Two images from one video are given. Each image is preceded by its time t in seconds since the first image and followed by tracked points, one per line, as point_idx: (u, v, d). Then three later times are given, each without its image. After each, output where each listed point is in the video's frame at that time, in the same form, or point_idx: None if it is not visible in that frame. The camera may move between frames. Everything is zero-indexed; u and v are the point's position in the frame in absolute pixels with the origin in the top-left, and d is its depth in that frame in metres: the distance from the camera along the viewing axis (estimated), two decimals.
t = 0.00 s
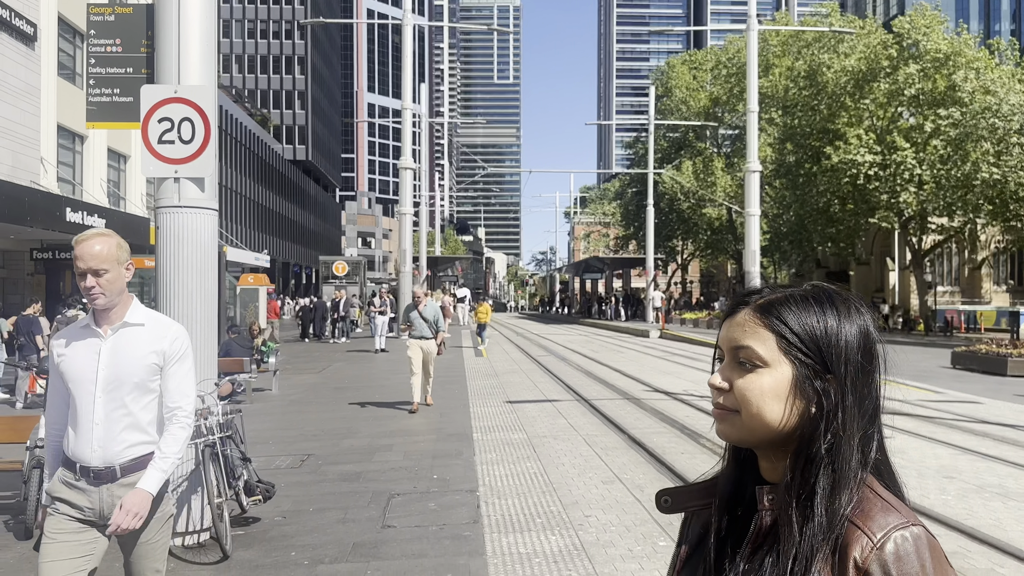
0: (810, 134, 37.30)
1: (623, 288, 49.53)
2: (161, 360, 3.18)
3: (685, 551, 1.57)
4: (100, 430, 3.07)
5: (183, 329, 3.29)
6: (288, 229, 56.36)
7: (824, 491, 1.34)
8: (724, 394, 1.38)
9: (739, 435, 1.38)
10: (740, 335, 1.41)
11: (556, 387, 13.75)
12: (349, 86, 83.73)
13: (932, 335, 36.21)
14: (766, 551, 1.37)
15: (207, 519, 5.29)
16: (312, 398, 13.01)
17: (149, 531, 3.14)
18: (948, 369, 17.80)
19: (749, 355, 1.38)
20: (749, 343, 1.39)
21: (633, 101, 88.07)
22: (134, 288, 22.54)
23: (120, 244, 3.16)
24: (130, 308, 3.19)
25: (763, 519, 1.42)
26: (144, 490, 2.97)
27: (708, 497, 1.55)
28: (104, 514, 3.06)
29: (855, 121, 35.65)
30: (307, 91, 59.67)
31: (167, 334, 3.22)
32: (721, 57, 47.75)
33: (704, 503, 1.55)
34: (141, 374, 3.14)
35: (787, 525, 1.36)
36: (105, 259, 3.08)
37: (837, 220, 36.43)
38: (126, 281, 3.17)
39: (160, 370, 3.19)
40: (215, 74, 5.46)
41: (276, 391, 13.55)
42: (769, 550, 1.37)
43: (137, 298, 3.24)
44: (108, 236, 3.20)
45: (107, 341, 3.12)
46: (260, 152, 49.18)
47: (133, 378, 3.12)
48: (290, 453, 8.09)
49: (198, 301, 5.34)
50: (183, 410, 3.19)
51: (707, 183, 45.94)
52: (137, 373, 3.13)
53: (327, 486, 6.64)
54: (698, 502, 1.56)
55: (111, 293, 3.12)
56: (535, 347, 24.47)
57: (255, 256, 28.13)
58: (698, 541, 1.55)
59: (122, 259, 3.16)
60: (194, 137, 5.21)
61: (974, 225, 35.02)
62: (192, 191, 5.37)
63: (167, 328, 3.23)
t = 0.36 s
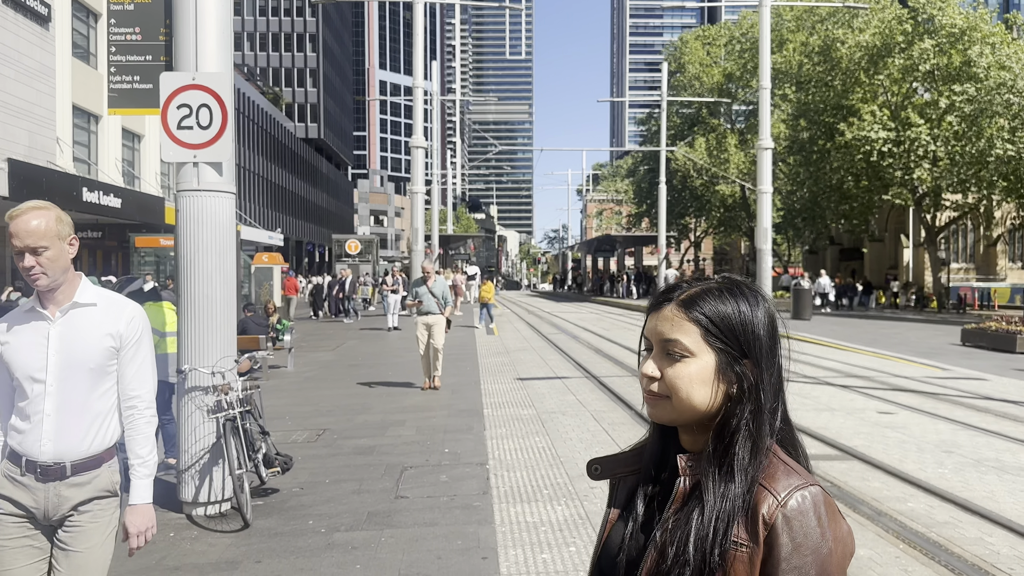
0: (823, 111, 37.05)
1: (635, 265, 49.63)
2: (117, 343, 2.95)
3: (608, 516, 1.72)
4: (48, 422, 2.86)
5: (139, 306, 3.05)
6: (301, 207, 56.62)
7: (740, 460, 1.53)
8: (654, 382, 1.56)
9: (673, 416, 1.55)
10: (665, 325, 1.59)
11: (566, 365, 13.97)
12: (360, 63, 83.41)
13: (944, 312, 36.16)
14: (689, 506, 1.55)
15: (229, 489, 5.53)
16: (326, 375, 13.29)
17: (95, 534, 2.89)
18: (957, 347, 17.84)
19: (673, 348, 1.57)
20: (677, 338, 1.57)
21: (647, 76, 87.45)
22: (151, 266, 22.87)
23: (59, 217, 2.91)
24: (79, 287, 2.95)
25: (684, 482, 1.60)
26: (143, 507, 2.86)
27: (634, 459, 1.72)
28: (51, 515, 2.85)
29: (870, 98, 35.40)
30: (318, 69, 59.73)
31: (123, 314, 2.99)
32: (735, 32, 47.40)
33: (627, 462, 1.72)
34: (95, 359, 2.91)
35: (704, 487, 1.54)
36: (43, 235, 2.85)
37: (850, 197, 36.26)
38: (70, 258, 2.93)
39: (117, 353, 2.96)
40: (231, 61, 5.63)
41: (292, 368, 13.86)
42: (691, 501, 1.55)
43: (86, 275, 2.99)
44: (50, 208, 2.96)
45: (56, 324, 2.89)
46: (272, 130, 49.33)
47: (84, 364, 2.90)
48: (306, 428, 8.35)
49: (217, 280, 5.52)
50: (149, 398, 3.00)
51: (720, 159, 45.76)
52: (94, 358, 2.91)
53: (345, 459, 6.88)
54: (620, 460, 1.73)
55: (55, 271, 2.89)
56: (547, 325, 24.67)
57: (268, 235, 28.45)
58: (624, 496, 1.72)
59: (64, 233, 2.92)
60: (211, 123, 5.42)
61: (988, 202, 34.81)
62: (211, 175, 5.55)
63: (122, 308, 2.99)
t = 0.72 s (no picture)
0: (836, 91, 36.94)
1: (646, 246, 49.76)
2: (90, 344, 2.69)
3: (514, 462, 1.90)
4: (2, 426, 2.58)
5: (115, 301, 2.76)
6: (314, 189, 56.95)
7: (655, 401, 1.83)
8: (593, 339, 1.86)
9: (608, 368, 1.85)
10: (599, 291, 1.89)
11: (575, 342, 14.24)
12: (371, 44, 83.37)
13: (955, 293, 36.13)
14: (613, 431, 1.80)
15: (254, 456, 5.86)
16: (342, 353, 13.62)
17: (49, 544, 2.60)
18: (964, 325, 17.99)
19: (607, 317, 1.88)
20: (609, 304, 1.88)
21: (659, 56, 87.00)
22: (168, 246, 23.20)
23: (29, 200, 2.62)
24: (48, 279, 2.67)
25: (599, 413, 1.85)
26: (152, 506, 2.71)
27: (538, 411, 1.94)
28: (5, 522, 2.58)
29: (883, 77, 35.20)
30: (330, 51, 59.88)
31: (96, 311, 2.70)
32: (747, 11, 47.20)
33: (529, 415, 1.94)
34: (61, 361, 2.64)
35: (622, 419, 1.82)
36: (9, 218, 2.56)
37: (862, 177, 36.25)
38: (39, 247, 2.64)
39: (90, 355, 2.70)
40: (253, 48, 5.89)
41: (308, 346, 14.19)
42: (612, 433, 1.80)
43: (56, 266, 2.72)
44: (20, 188, 2.68)
45: (19, 319, 2.61)
46: (285, 112, 49.59)
47: (50, 363, 2.63)
48: (324, 401, 8.68)
49: (242, 258, 5.82)
50: (129, 401, 2.75)
51: (732, 139, 45.66)
52: (60, 357, 2.64)
53: (362, 429, 7.19)
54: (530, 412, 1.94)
55: (21, 260, 2.62)
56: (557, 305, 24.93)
57: (282, 216, 28.80)
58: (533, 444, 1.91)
59: (33, 217, 2.63)
60: (235, 107, 5.69)
61: (1000, 181, 34.65)
62: (235, 156, 5.81)
63: (95, 303, 2.71)
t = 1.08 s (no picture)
0: (844, 73, 36.86)
1: (653, 229, 49.89)
2: (35, 323, 2.34)
3: (478, 445, 1.90)
4: None
5: (71, 279, 2.42)
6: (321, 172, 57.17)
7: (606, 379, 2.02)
8: (561, 322, 1.95)
9: (576, 352, 1.95)
10: (561, 276, 1.97)
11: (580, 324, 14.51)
12: (378, 26, 83.20)
13: (961, 275, 36.13)
14: (580, 412, 1.94)
15: (271, 430, 6.19)
16: (351, 334, 13.91)
17: None
18: (967, 308, 18.17)
19: (569, 302, 1.97)
20: (572, 290, 1.98)
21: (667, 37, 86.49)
22: (178, 230, 23.42)
23: None
24: None
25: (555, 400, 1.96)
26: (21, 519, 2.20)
27: (486, 392, 1.96)
28: None
29: (891, 58, 35.02)
30: (337, 33, 59.90)
31: (45, 288, 2.37)
32: None
33: (475, 399, 1.96)
34: None
35: (586, 391, 1.97)
36: None
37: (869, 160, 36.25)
38: None
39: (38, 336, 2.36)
40: (268, 40, 6.12)
41: (319, 328, 14.48)
42: (577, 414, 1.94)
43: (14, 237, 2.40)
44: None
45: None
46: (292, 95, 49.71)
47: None
48: (336, 380, 9.00)
49: (261, 244, 6.10)
50: (69, 390, 2.36)
51: (739, 121, 45.59)
52: None
53: (374, 408, 7.48)
54: (485, 396, 1.95)
55: None
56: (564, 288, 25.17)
57: (290, 200, 29.02)
58: (491, 426, 1.92)
59: None
60: (252, 99, 5.94)
61: (1006, 164, 34.58)
62: (251, 146, 6.07)
63: (48, 278, 2.38)
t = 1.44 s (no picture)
0: (846, 57, 36.81)
1: (654, 214, 50.01)
2: None
3: (430, 408, 1.97)
4: None
5: None
6: (324, 158, 57.29)
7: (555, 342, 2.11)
8: (512, 291, 2.01)
9: (526, 320, 2.02)
10: (513, 248, 2.03)
11: (579, 307, 14.76)
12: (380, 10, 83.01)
13: (961, 260, 36.17)
14: (530, 376, 2.02)
15: (277, 404, 6.46)
16: (354, 318, 14.18)
17: None
18: (962, 291, 18.37)
19: (521, 270, 2.02)
20: (523, 261, 2.03)
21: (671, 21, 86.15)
22: (182, 215, 23.60)
23: None
24: None
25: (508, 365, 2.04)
26: None
27: (439, 357, 2.05)
28: None
29: (894, 42, 34.96)
30: (338, 18, 59.84)
31: None
32: None
33: (429, 361, 2.04)
34: None
35: (535, 355, 2.05)
36: None
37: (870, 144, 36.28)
38: None
39: None
40: (271, 28, 6.33)
41: (323, 311, 14.74)
42: (527, 380, 2.01)
43: None
44: None
45: None
46: (294, 80, 49.75)
47: None
48: (339, 359, 9.26)
49: (265, 225, 6.34)
50: None
51: (741, 105, 45.55)
52: None
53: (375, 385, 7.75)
54: (439, 358, 2.03)
55: None
56: (563, 272, 25.37)
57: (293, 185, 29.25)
58: (443, 390, 2.00)
59: None
60: (255, 86, 6.17)
61: (1007, 148, 34.53)
62: (254, 130, 6.29)
63: None
